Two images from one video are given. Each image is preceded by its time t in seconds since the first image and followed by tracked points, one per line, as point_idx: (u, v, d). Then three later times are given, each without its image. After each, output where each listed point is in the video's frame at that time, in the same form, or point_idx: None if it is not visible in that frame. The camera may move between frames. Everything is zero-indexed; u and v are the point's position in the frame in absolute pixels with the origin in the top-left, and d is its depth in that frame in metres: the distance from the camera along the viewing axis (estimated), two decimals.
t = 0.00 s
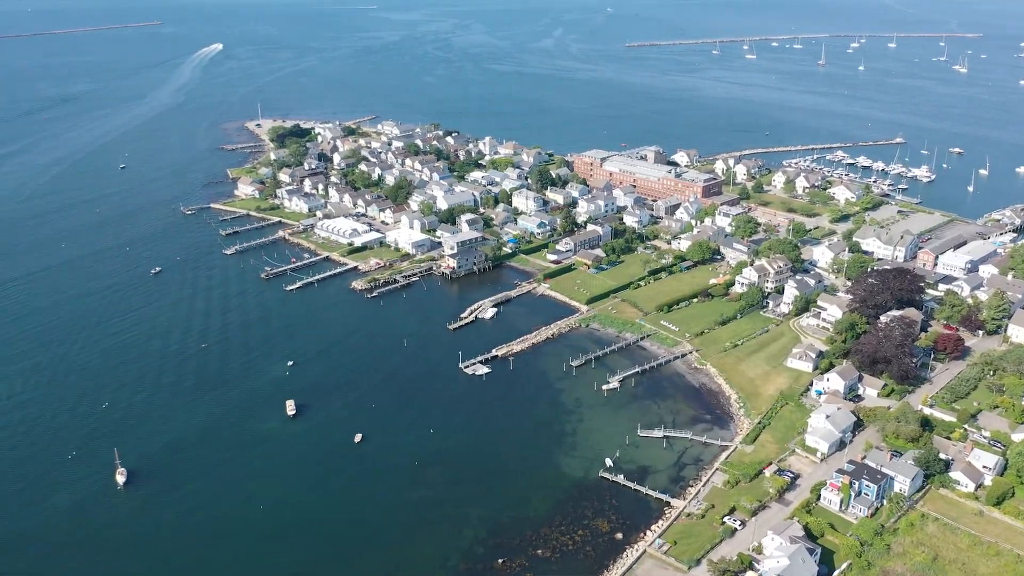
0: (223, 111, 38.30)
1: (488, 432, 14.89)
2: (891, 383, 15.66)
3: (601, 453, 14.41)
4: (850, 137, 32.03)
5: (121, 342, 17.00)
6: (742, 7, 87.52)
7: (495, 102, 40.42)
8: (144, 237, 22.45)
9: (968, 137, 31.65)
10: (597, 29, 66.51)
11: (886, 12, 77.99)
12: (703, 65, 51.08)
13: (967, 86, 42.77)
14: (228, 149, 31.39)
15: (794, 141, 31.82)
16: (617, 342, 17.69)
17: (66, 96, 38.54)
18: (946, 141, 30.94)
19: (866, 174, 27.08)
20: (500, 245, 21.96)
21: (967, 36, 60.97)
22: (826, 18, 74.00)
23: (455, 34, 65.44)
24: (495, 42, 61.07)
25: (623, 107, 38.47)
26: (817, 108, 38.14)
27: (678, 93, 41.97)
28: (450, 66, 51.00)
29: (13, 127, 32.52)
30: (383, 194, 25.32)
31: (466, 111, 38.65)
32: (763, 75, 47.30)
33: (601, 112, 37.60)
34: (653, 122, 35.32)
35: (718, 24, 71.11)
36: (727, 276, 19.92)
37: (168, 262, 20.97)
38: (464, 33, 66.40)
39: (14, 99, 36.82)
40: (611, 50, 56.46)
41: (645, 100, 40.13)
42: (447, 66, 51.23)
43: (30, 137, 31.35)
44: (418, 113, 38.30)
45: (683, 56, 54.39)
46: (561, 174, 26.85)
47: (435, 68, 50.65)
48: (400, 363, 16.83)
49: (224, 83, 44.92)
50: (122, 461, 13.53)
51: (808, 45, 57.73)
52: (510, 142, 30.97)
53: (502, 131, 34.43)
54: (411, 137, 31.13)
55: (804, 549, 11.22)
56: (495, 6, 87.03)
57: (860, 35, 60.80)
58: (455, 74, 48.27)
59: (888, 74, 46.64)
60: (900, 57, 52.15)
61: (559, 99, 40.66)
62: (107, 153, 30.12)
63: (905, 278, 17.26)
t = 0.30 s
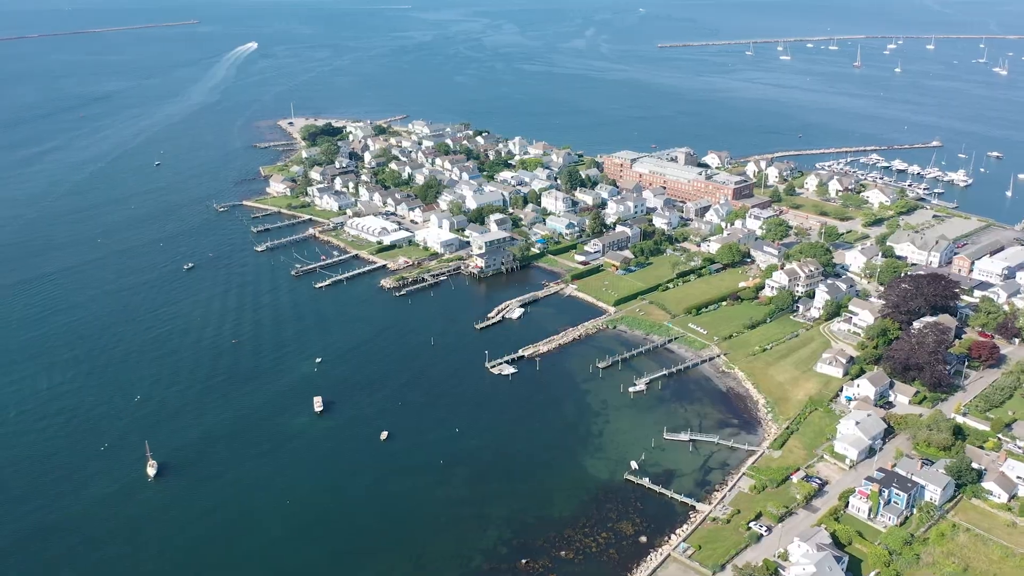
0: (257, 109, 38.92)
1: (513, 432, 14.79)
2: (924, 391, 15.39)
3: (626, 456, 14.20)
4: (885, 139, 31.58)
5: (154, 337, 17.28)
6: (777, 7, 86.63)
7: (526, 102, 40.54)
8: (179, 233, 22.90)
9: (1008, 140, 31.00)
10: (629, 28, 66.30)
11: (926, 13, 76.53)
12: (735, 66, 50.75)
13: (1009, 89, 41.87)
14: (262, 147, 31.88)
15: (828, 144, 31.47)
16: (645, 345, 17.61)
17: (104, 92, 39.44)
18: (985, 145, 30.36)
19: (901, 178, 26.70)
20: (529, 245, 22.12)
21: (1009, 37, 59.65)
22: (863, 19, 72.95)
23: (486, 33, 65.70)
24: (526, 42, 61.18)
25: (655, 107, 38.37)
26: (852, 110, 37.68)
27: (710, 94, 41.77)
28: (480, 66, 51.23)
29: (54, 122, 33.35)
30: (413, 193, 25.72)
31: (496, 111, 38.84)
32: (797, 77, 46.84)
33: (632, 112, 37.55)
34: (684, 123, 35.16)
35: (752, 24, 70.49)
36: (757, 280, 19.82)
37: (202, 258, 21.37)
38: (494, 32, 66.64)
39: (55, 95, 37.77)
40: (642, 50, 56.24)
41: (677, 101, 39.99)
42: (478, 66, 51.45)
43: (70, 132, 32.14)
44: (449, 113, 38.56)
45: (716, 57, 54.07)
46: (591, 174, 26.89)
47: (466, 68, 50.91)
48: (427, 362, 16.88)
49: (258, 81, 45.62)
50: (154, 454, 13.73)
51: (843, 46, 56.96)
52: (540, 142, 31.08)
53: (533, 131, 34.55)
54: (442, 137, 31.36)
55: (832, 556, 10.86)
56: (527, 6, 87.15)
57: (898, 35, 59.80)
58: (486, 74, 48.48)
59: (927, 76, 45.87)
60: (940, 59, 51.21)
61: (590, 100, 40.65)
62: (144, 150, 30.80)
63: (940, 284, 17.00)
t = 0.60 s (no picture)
0: (276, 108, 39.20)
1: (527, 432, 14.73)
2: (942, 395, 15.22)
3: (641, 458, 14.09)
4: (906, 141, 31.30)
5: (171, 335, 17.40)
6: (797, 7, 86.03)
7: (544, 103, 40.57)
8: (198, 231, 23.12)
9: None
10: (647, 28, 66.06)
11: (950, 13, 75.61)
12: (754, 67, 50.51)
13: None
14: (281, 147, 32.09)
15: (847, 145, 31.25)
16: (660, 347, 17.54)
17: (125, 91, 39.91)
18: (1008, 148, 29.98)
19: (922, 180, 26.47)
20: (545, 245, 22.18)
21: None
22: (885, 19, 72.26)
23: (503, 34, 65.79)
24: (544, 42, 61.17)
25: (674, 108, 38.24)
26: (872, 112, 37.38)
27: (728, 94, 41.58)
28: (497, 66, 51.29)
29: (76, 120, 33.80)
30: (430, 193, 25.87)
31: (514, 112, 38.88)
32: (817, 78, 46.51)
33: (650, 112, 37.44)
34: (702, 124, 35.01)
35: (771, 25, 70.02)
36: (774, 282, 19.75)
37: (220, 256, 21.56)
38: (511, 33, 66.70)
39: (77, 94, 38.28)
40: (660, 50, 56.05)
41: (696, 101, 39.83)
42: (495, 66, 51.51)
43: (92, 130, 32.49)
44: (467, 114, 38.66)
45: (734, 57, 53.82)
46: (608, 175, 26.86)
47: (483, 68, 50.98)
48: (442, 361, 16.90)
49: (276, 80, 45.93)
50: (170, 451, 13.82)
51: (864, 47, 56.43)
52: (557, 142, 31.09)
53: (550, 132, 34.57)
54: (459, 137, 31.43)
55: (848, 562, 10.76)
56: (545, 6, 87.17)
57: (921, 36, 59.15)
58: (503, 74, 48.53)
59: (949, 78, 45.37)
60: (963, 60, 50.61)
61: (608, 100, 40.57)
62: (165, 148, 31.14)
63: (960, 288, 16.84)
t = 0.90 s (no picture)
0: (292, 107, 39.50)
1: (538, 433, 14.69)
2: (959, 399, 15.06)
3: (653, 459, 14.01)
4: (923, 143, 31.07)
5: (185, 334, 17.52)
6: (814, 7, 85.54)
7: (559, 103, 40.62)
8: (215, 230, 23.35)
9: None
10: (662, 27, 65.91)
11: (970, 13, 74.83)
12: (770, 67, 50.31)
13: None
14: (296, 146, 32.33)
15: (864, 147, 31.08)
16: (674, 348, 17.49)
17: (143, 89, 40.34)
18: None
19: (939, 182, 26.29)
20: (559, 246, 22.25)
21: None
22: (903, 20, 71.67)
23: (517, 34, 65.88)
24: (558, 42, 61.22)
25: (689, 108, 38.17)
26: (889, 113, 37.13)
27: (743, 95, 41.44)
28: (511, 67, 51.39)
29: (94, 119, 34.16)
30: (444, 193, 25.98)
31: (528, 112, 38.96)
32: (833, 79, 46.25)
33: (665, 113, 37.39)
34: (717, 125, 34.89)
35: (788, 25, 69.64)
36: (789, 284, 19.69)
37: (235, 255, 21.73)
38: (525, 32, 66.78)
39: (96, 93, 38.69)
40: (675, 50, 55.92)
41: (711, 102, 39.75)
42: (509, 66, 51.61)
43: (110, 129, 32.87)
44: (481, 114, 38.77)
45: (749, 58, 53.64)
46: (623, 176, 26.80)
47: (498, 68, 51.10)
48: (455, 361, 16.92)
49: (291, 80, 46.25)
50: (183, 449, 13.90)
51: (882, 48, 56.01)
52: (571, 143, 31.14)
53: (564, 132, 34.63)
54: (474, 136, 31.52)
55: (862, 566, 10.63)
56: (559, 6, 87.21)
57: (940, 36, 58.63)
58: (517, 74, 48.60)
59: (969, 79, 44.95)
60: (983, 61, 50.13)
61: (623, 100, 40.57)
62: (182, 147, 31.41)
63: (977, 291, 16.72)
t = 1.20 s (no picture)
0: (306, 107, 39.74)
1: (547, 436, 14.58)
2: (974, 404, 14.84)
3: (665, 461, 13.92)
4: (941, 145, 30.80)
5: (190, 339, 17.43)
6: (831, 7, 84.98)
7: (573, 103, 40.62)
8: (230, 230, 23.54)
9: None
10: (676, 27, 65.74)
11: (989, 14, 74.07)
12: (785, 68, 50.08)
13: None
14: (311, 145, 32.50)
15: (880, 149, 30.87)
16: (686, 349, 17.43)
17: (159, 88, 40.71)
18: None
19: (956, 184, 26.07)
20: (572, 246, 22.32)
21: None
22: (921, 21, 71.03)
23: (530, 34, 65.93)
24: (571, 42, 61.22)
25: (704, 109, 38.06)
26: (907, 115, 36.84)
27: (758, 96, 41.27)
28: (525, 67, 51.44)
29: (111, 116, 34.51)
30: (457, 193, 26.07)
31: (542, 113, 38.98)
32: (850, 80, 45.93)
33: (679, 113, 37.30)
34: (731, 125, 34.79)
35: (803, 25, 69.29)
36: (803, 286, 19.62)
37: (249, 254, 21.90)
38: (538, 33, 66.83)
39: (112, 91, 39.04)
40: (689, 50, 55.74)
41: (726, 103, 39.62)
42: (523, 66, 51.65)
43: (127, 127, 33.20)
44: (494, 115, 38.84)
45: (764, 58, 53.40)
46: (636, 177, 26.83)
47: (511, 68, 51.17)
48: (465, 363, 16.86)
49: (306, 80, 46.53)
50: (184, 457, 13.71)
51: (899, 49, 55.54)
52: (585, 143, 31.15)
53: (578, 133, 34.64)
54: (487, 136, 31.58)
55: (875, 570, 10.51)
56: (574, 7, 87.16)
57: (959, 37, 58.06)
58: (530, 74, 48.63)
59: (988, 80, 44.47)
60: (1003, 62, 49.56)
61: (637, 100, 40.51)
62: (197, 147, 31.64)
63: (993, 295, 16.60)
